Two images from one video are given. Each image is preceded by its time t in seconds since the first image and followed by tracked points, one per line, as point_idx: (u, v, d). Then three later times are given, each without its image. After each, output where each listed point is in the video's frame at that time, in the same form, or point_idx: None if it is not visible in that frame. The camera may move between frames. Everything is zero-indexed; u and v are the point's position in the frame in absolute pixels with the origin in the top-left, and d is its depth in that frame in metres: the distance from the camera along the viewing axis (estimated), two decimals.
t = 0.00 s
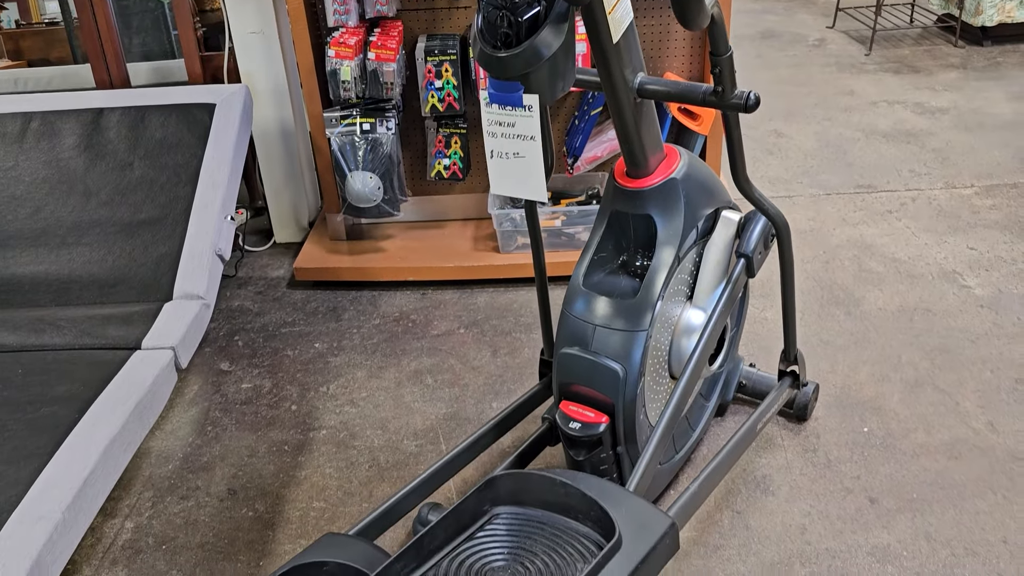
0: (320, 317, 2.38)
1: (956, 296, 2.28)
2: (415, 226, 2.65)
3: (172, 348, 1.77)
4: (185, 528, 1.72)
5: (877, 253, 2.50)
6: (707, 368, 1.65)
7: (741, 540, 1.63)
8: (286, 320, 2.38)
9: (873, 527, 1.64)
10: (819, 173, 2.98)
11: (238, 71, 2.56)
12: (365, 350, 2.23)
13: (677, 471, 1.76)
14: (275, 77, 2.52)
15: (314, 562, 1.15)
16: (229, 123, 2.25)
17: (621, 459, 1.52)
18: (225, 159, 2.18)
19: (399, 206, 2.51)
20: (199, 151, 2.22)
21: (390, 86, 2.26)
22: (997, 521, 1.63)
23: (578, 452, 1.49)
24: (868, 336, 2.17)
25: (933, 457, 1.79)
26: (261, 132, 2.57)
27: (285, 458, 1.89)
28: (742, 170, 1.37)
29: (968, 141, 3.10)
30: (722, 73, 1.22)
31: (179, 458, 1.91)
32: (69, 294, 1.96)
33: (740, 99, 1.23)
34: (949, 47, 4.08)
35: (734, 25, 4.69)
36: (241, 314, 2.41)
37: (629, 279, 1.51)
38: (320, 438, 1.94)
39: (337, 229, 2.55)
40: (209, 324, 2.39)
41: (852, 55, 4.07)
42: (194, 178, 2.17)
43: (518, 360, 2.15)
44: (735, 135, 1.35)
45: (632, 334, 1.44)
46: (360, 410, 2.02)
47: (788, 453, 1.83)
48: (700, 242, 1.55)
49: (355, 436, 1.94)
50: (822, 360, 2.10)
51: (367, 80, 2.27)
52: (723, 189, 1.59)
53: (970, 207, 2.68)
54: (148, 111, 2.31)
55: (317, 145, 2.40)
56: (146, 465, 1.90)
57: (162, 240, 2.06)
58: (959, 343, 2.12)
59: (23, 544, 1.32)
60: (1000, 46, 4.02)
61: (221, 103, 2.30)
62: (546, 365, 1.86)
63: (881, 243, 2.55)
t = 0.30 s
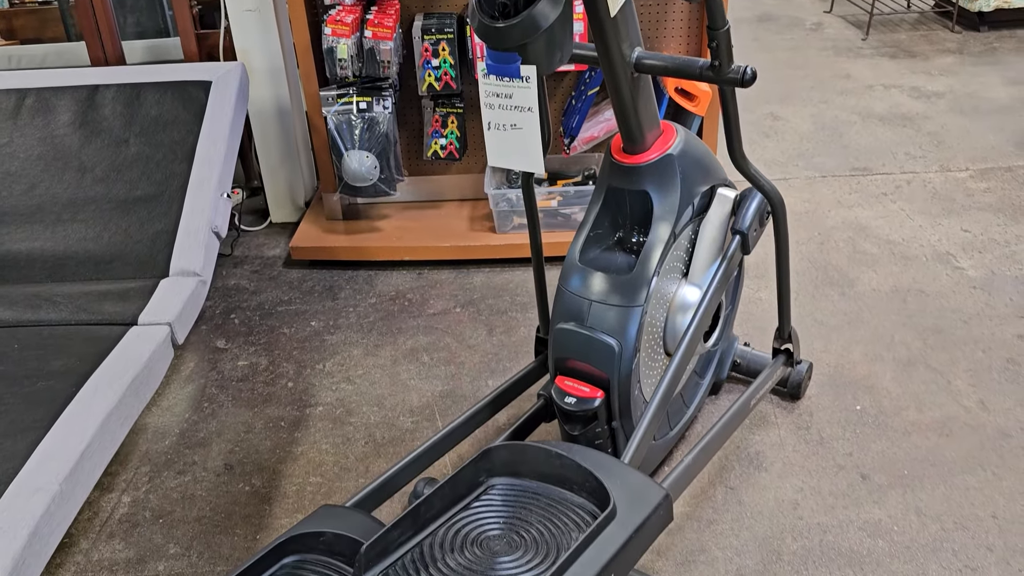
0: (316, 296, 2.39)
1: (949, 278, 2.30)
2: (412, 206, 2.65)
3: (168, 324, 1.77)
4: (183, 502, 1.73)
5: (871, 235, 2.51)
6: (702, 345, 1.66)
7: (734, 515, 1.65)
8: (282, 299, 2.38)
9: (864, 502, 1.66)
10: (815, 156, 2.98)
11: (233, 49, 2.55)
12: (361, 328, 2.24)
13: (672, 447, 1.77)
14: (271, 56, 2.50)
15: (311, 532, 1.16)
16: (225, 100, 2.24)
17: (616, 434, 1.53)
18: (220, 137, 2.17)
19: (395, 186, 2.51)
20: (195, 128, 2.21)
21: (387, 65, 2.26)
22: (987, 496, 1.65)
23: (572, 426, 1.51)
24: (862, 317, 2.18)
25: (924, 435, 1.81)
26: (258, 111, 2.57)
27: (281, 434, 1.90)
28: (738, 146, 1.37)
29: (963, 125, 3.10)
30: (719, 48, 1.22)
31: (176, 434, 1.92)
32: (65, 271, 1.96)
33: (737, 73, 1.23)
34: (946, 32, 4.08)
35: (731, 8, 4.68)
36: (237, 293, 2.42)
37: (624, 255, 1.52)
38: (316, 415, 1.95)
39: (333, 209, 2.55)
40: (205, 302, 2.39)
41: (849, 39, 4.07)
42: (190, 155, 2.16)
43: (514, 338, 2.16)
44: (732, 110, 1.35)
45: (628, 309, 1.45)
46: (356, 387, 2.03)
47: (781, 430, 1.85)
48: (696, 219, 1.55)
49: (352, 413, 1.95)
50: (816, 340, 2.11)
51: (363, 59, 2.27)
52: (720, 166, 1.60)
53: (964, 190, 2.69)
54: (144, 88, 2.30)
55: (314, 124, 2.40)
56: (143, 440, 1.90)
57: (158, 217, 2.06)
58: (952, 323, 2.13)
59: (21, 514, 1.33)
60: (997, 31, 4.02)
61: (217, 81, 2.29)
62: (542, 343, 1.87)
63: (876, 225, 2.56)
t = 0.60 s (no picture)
0: (311, 277, 2.38)
1: (944, 262, 2.30)
2: (407, 188, 2.64)
3: (162, 304, 1.76)
4: (177, 482, 1.73)
5: (867, 219, 2.51)
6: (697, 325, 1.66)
7: (728, 495, 1.65)
8: (276, 280, 2.37)
9: (858, 483, 1.67)
10: (811, 140, 2.98)
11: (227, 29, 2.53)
12: (356, 310, 2.23)
13: (666, 428, 1.78)
14: (265, 36, 2.48)
15: (305, 510, 1.15)
16: (218, 79, 2.23)
17: (611, 413, 1.54)
18: (214, 117, 2.16)
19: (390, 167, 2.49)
20: (189, 108, 2.20)
21: (382, 45, 2.24)
22: (980, 477, 1.66)
23: (568, 405, 1.51)
24: (856, 300, 2.18)
25: (918, 416, 1.82)
26: (252, 92, 2.56)
27: (276, 414, 1.90)
28: (734, 123, 1.37)
29: (960, 109, 3.10)
30: (717, 24, 1.22)
31: (171, 414, 1.91)
32: (58, 250, 1.95)
33: (735, 50, 1.22)
34: (943, 17, 4.07)
35: None
36: (231, 275, 2.41)
37: (620, 234, 1.52)
38: (311, 395, 1.95)
39: (327, 190, 2.53)
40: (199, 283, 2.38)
41: (845, 24, 4.06)
42: (184, 135, 2.15)
43: (509, 320, 2.16)
44: (729, 87, 1.35)
45: (624, 289, 1.45)
46: (351, 368, 2.03)
47: (776, 411, 1.85)
48: (692, 199, 1.55)
49: (347, 394, 1.95)
50: (811, 323, 2.11)
51: (358, 39, 2.25)
52: (716, 146, 1.59)
53: (960, 175, 2.69)
54: (137, 67, 2.28)
55: (308, 104, 2.38)
56: (138, 420, 1.90)
57: (152, 197, 2.05)
58: (946, 306, 2.13)
59: (15, 492, 1.32)
60: (994, 16, 4.01)
61: (210, 60, 2.27)
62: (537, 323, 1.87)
63: (871, 208, 2.56)
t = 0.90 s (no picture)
0: (307, 258, 2.38)
1: (941, 245, 2.30)
2: (405, 170, 2.64)
3: (158, 283, 1.76)
4: (173, 459, 1.74)
5: (864, 202, 2.51)
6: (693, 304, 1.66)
7: (723, 475, 1.66)
8: (273, 261, 2.37)
9: (851, 462, 1.67)
10: (809, 123, 2.97)
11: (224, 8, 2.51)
12: (353, 291, 2.23)
13: (662, 407, 1.78)
14: (262, 16, 2.48)
15: (301, 484, 1.16)
16: (215, 58, 2.22)
17: (606, 392, 1.54)
18: (211, 96, 2.15)
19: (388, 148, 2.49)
20: (185, 87, 2.19)
21: (379, 24, 2.24)
22: (973, 456, 1.67)
23: (563, 384, 1.51)
24: (852, 282, 2.18)
25: (912, 397, 1.82)
26: (248, 73, 2.53)
27: (272, 393, 1.90)
28: (731, 99, 1.37)
29: (958, 94, 3.09)
30: (714, 0, 1.21)
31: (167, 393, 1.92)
32: (54, 229, 1.95)
33: (731, 25, 1.22)
34: (943, 2, 4.05)
35: None
36: (228, 255, 2.40)
37: (616, 213, 1.52)
38: (307, 374, 1.95)
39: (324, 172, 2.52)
40: (196, 264, 2.38)
41: (845, 9, 4.04)
42: (180, 114, 2.14)
43: (505, 301, 2.16)
44: (725, 64, 1.35)
45: (619, 267, 1.45)
46: (347, 347, 2.03)
47: (771, 391, 1.86)
48: (689, 178, 1.54)
49: (343, 373, 1.95)
50: (807, 305, 2.11)
51: (355, 18, 2.25)
52: (712, 125, 1.59)
53: (957, 158, 2.69)
54: (133, 46, 2.27)
55: (305, 85, 2.37)
56: (134, 398, 1.90)
57: (148, 176, 2.04)
58: (942, 288, 2.14)
59: (11, 466, 1.33)
60: (994, 1, 3.99)
61: (207, 39, 2.26)
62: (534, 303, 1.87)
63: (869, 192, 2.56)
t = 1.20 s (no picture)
0: (308, 238, 2.39)
1: (939, 226, 2.30)
2: (405, 150, 2.65)
3: (159, 260, 1.77)
4: (174, 434, 1.76)
5: (864, 184, 2.51)
6: (689, 282, 1.67)
7: (717, 451, 1.67)
8: (274, 240, 2.39)
9: (845, 440, 1.69)
10: (810, 106, 2.97)
11: None
12: (353, 270, 2.25)
13: (658, 384, 1.80)
14: None
15: (297, 456, 1.17)
16: (215, 37, 2.23)
17: (602, 368, 1.55)
18: (211, 74, 2.16)
19: (388, 129, 2.49)
20: (185, 66, 2.19)
21: (379, 4, 2.27)
22: (966, 434, 1.68)
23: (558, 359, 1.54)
24: (850, 263, 2.19)
25: (907, 376, 1.83)
26: (249, 53, 2.54)
27: (272, 369, 1.92)
28: (726, 75, 1.37)
29: (961, 76, 3.08)
30: None
31: (168, 369, 1.94)
32: (56, 207, 1.96)
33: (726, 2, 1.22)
34: None
35: None
36: (229, 235, 2.42)
37: (613, 191, 1.53)
38: (307, 351, 1.97)
39: (325, 152, 2.53)
40: (197, 243, 2.39)
41: None
42: (181, 93, 2.15)
43: (504, 281, 2.17)
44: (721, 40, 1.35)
45: (615, 244, 1.46)
46: (347, 325, 2.05)
47: (767, 370, 1.87)
48: (685, 155, 1.55)
49: (342, 350, 1.97)
50: (804, 286, 2.12)
51: None
52: (710, 104, 1.59)
53: (958, 141, 2.69)
54: (133, 25, 2.28)
55: (306, 64, 2.37)
56: (136, 375, 1.93)
57: (149, 154, 2.05)
58: (939, 269, 2.14)
59: (13, 438, 1.35)
60: None
61: (208, 18, 2.26)
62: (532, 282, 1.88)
63: (868, 173, 2.56)
